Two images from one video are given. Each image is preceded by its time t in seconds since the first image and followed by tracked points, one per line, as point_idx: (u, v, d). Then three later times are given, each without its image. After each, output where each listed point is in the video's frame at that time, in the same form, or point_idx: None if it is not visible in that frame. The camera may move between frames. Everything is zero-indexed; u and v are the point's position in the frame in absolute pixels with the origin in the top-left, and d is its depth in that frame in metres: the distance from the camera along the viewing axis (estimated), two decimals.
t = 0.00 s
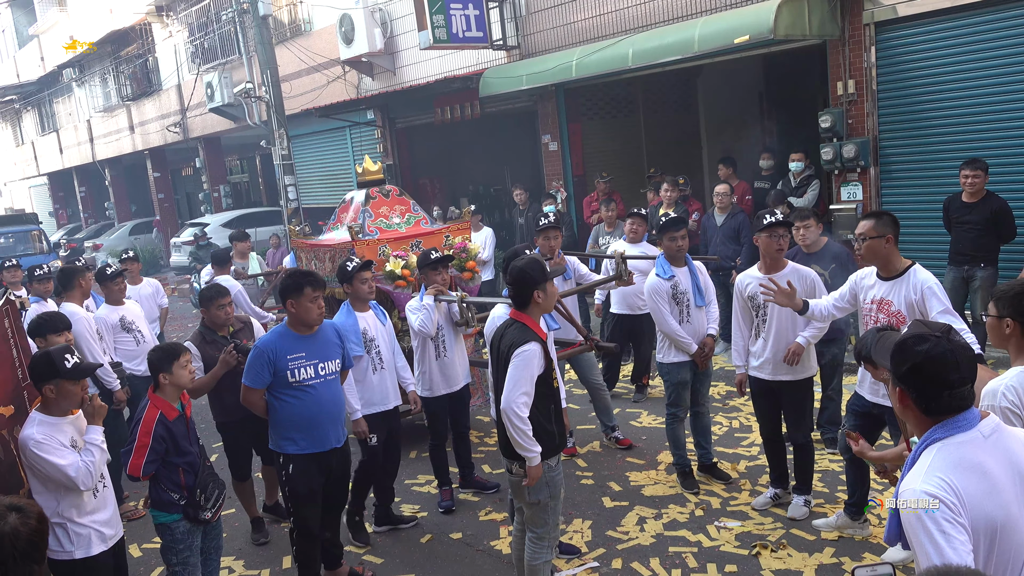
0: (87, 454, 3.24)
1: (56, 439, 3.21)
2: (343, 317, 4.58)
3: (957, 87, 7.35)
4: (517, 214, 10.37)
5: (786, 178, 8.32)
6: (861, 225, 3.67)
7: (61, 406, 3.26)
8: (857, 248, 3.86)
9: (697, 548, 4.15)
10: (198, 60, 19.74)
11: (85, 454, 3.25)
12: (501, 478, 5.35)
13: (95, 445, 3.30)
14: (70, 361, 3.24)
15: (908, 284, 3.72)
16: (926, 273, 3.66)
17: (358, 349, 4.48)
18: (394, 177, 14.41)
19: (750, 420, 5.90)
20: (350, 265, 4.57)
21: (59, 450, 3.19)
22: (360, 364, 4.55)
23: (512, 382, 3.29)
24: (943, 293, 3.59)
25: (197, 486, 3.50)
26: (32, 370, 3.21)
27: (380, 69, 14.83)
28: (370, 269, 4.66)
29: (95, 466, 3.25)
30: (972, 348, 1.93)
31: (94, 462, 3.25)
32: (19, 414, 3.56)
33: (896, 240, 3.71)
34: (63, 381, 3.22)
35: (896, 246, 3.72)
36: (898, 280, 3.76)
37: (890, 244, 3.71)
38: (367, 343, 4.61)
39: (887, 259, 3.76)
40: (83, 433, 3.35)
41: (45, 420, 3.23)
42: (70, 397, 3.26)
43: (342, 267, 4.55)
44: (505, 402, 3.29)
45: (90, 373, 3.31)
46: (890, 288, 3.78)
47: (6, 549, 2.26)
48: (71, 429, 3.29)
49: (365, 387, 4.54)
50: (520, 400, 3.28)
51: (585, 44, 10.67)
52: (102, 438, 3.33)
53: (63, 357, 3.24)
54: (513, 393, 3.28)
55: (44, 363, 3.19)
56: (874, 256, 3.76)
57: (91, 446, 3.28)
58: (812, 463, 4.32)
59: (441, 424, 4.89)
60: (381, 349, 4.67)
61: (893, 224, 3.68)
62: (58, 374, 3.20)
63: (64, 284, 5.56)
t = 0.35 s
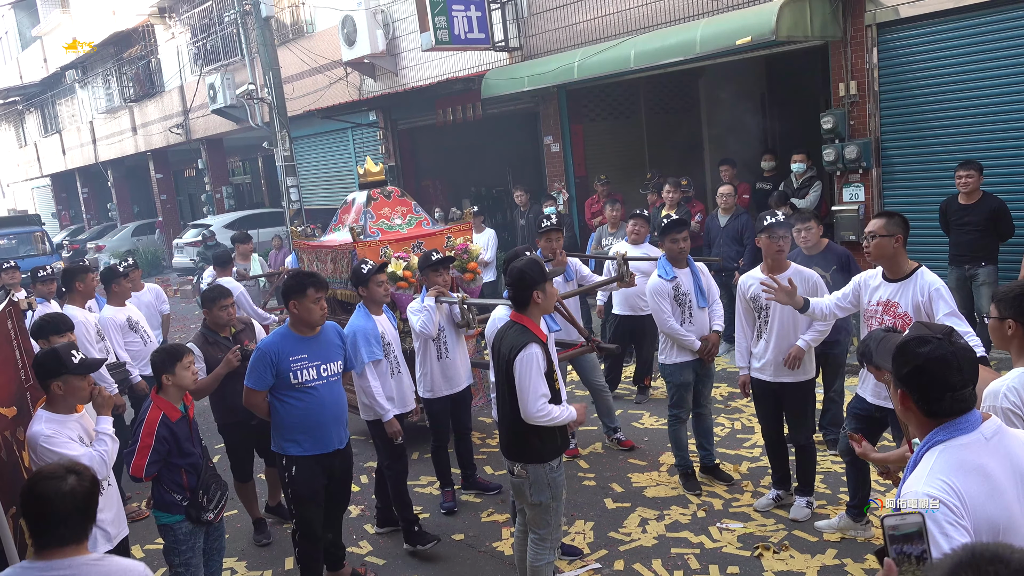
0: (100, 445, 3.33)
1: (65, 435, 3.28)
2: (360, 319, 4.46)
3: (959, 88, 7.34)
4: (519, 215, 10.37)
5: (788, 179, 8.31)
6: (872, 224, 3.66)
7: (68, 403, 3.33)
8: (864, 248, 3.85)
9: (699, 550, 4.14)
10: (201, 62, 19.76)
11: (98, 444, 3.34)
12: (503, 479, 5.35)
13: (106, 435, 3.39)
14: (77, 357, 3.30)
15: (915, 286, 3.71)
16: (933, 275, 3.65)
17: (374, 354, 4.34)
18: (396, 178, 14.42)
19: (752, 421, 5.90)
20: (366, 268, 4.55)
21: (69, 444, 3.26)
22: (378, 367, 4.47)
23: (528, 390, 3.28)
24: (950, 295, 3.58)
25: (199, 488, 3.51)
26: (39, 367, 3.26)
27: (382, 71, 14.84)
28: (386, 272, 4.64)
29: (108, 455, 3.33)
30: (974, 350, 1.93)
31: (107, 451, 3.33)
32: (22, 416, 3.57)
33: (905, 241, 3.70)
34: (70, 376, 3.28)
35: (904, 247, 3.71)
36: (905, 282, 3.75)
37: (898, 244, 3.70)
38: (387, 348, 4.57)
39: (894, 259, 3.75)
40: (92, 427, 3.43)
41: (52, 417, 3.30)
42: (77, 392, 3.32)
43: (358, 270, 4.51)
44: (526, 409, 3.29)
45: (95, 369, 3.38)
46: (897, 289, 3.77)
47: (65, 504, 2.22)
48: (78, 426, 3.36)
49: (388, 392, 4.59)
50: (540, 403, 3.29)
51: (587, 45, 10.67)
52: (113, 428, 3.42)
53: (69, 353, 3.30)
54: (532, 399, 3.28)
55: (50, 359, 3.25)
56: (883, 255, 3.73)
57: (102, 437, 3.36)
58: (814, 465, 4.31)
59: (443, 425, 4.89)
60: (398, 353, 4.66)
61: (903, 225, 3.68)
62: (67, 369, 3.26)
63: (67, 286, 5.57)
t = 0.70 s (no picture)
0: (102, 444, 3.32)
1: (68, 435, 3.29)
2: (376, 327, 4.34)
3: (960, 90, 7.34)
4: (521, 217, 10.38)
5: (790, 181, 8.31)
6: (874, 226, 3.67)
7: (71, 403, 3.33)
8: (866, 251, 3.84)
9: (701, 552, 4.14)
10: (203, 65, 19.80)
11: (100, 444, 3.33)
12: (505, 482, 5.35)
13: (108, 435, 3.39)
14: (79, 358, 3.31)
15: (918, 288, 3.71)
16: (935, 277, 3.65)
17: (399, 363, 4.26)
18: (398, 180, 14.45)
19: (754, 423, 5.89)
20: (379, 274, 4.41)
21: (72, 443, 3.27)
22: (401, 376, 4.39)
23: (545, 392, 3.26)
24: (953, 297, 3.57)
25: (201, 490, 3.51)
26: (41, 367, 3.28)
27: (383, 73, 14.87)
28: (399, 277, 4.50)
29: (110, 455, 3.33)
30: (975, 352, 1.93)
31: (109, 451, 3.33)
32: (26, 419, 3.58)
33: (907, 243, 3.70)
34: (72, 377, 3.29)
35: (906, 249, 3.72)
36: (907, 284, 3.75)
37: (900, 247, 3.70)
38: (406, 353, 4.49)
39: (896, 261, 3.75)
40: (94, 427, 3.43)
41: (55, 417, 3.31)
42: (80, 393, 3.33)
43: (370, 276, 4.39)
44: (547, 410, 3.28)
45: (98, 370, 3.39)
46: (900, 291, 3.77)
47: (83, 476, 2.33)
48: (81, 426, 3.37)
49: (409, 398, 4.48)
50: (558, 400, 3.29)
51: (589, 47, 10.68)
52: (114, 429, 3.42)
53: (72, 354, 3.32)
54: (550, 399, 3.27)
55: (53, 360, 3.26)
56: (885, 257, 3.73)
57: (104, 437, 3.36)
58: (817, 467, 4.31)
59: (445, 428, 4.89)
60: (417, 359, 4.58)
61: (905, 227, 3.69)
62: (69, 370, 3.27)
63: (70, 289, 5.58)
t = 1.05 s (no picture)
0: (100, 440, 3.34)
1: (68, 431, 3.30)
2: (379, 329, 4.33)
3: (958, 88, 7.34)
4: (519, 216, 10.37)
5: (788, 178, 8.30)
6: (872, 223, 3.66)
7: (70, 400, 3.36)
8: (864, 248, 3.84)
9: (700, 550, 4.14)
10: (200, 65, 19.77)
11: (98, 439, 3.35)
12: (504, 480, 5.34)
13: (106, 432, 3.41)
14: (80, 354, 3.36)
15: (917, 285, 3.70)
16: (934, 274, 3.64)
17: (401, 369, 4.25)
18: (396, 179, 14.44)
19: (753, 421, 5.89)
20: (386, 274, 4.39)
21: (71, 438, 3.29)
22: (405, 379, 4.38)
23: (550, 387, 3.27)
24: (951, 294, 3.57)
25: (199, 490, 3.50)
26: (41, 364, 3.31)
27: (381, 72, 14.86)
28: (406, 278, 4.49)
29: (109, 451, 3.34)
30: (976, 348, 1.92)
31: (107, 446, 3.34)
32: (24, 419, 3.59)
33: (905, 240, 3.70)
34: (72, 372, 3.33)
35: (904, 247, 3.71)
36: (906, 281, 3.74)
37: (899, 244, 3.69)
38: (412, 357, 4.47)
39: (894, 259, 3.74)
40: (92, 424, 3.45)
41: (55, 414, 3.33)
42: (80, 388, 3.36)
43: (377, 276, 4.37)
44: (554, 405, 3.29)
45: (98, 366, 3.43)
46: (899, 288, 3.76)
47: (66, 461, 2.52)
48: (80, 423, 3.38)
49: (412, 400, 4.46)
50: (564, 393, 3.31)
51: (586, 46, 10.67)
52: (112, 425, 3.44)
53: (73, 350, 3.37)
54: (556, 394, 3.29)
55: (53, 357, 3.30)
56: (884, 255, 3.72)
57: (103, 432, 3.38)
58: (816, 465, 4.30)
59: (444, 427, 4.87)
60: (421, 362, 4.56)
61: (903, 225, 3.68)
62: (70, 365, 3.32)
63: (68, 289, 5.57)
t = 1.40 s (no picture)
0: (99, 432, 3.32)
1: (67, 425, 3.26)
2: (379, 324, 4.34)
3: (954, 81, 7.34)
4: (516, 212, 10.36)
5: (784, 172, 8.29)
6: (867, 217, 3.65)
7: (69, 394, 3.32)
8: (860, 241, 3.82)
9: (698, 544, 4.14)
10: (195, 62, 19.70)
11: (97, 431, 3.32)
12: (501, 476, 5.34)
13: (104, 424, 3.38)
14: (78, 347, 3.35)
15: (912, 278, 3.70)
16: (929, 267, 3.64)
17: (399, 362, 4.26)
18: (392, 175, 14.41)
19: (750, 415, 5.90)
20: (385, 269, 4.36)
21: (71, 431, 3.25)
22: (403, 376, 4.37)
23: (539, 387, 3.26)
24: (947, 287, 3.57)
25: (195, 488, 3.49)
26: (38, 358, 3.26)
27: (376, 68, 14.82)
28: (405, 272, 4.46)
29: (108, 443, 3.31)
30: (973, 340, 1.92)
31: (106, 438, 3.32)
32: (18, 418, 3.55)
33: (901, 233, 3.69)
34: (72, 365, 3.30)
35: (899, 239, 3.70)
36: (901, 275, 3.74)
37: (894, 237, 3.68)
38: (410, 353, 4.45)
39: (890, 252, 3.73)
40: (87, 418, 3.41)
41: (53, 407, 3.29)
42: (78, 382, 3.34)
43: (376, 271, 4.34)
44: (542, 405, 3.29)
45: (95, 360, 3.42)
46: (894, 282, 3.76)
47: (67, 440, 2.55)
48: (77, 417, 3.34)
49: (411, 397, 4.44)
50: (554, 395, 3.30)
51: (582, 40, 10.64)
52: (110, 419, 3.42)
53: (71, 344, 3.35)
54: (546, 394, 3.28)
55: (51, 351, 3.26)
56: (878, 249, 3.71)
57: (101, 425, 3.36)
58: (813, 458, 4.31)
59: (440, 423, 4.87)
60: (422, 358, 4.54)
61: (898, 218, 3.67)
62: (69, 358, 3.30)
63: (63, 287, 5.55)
